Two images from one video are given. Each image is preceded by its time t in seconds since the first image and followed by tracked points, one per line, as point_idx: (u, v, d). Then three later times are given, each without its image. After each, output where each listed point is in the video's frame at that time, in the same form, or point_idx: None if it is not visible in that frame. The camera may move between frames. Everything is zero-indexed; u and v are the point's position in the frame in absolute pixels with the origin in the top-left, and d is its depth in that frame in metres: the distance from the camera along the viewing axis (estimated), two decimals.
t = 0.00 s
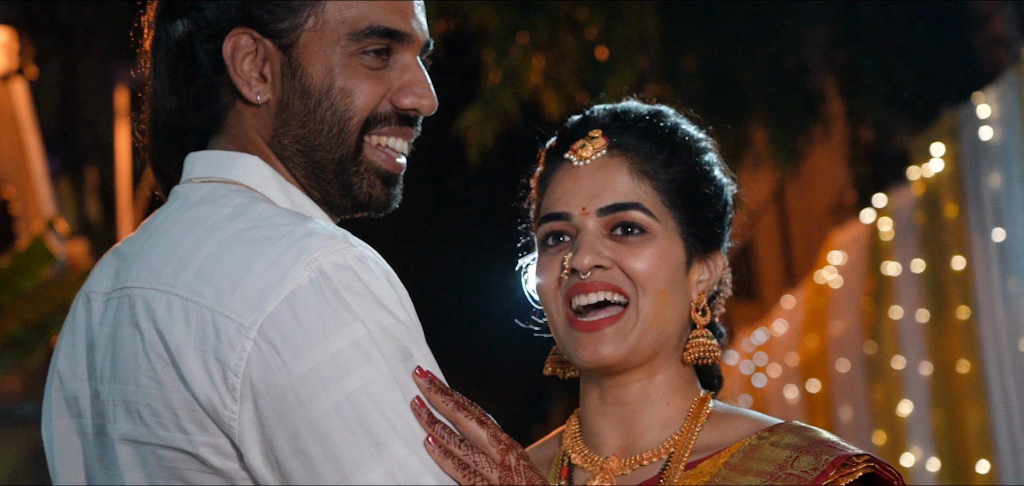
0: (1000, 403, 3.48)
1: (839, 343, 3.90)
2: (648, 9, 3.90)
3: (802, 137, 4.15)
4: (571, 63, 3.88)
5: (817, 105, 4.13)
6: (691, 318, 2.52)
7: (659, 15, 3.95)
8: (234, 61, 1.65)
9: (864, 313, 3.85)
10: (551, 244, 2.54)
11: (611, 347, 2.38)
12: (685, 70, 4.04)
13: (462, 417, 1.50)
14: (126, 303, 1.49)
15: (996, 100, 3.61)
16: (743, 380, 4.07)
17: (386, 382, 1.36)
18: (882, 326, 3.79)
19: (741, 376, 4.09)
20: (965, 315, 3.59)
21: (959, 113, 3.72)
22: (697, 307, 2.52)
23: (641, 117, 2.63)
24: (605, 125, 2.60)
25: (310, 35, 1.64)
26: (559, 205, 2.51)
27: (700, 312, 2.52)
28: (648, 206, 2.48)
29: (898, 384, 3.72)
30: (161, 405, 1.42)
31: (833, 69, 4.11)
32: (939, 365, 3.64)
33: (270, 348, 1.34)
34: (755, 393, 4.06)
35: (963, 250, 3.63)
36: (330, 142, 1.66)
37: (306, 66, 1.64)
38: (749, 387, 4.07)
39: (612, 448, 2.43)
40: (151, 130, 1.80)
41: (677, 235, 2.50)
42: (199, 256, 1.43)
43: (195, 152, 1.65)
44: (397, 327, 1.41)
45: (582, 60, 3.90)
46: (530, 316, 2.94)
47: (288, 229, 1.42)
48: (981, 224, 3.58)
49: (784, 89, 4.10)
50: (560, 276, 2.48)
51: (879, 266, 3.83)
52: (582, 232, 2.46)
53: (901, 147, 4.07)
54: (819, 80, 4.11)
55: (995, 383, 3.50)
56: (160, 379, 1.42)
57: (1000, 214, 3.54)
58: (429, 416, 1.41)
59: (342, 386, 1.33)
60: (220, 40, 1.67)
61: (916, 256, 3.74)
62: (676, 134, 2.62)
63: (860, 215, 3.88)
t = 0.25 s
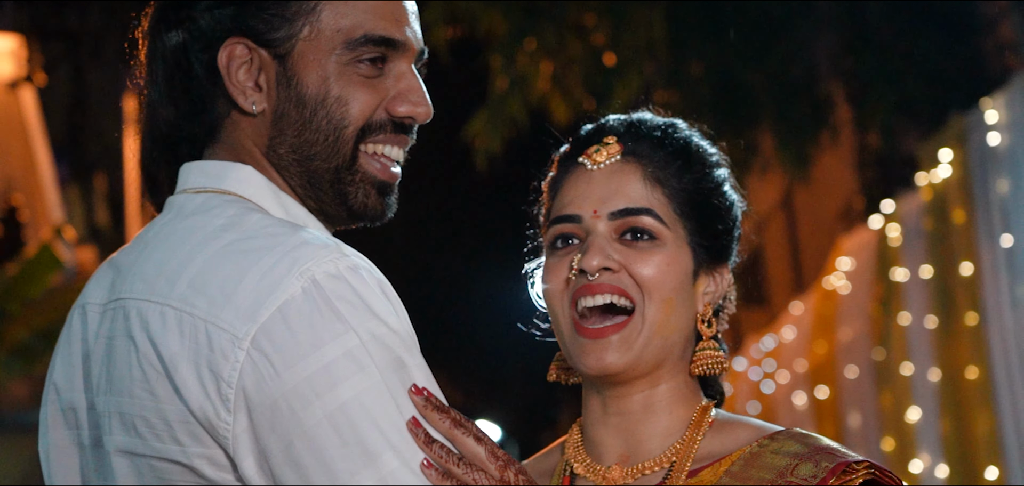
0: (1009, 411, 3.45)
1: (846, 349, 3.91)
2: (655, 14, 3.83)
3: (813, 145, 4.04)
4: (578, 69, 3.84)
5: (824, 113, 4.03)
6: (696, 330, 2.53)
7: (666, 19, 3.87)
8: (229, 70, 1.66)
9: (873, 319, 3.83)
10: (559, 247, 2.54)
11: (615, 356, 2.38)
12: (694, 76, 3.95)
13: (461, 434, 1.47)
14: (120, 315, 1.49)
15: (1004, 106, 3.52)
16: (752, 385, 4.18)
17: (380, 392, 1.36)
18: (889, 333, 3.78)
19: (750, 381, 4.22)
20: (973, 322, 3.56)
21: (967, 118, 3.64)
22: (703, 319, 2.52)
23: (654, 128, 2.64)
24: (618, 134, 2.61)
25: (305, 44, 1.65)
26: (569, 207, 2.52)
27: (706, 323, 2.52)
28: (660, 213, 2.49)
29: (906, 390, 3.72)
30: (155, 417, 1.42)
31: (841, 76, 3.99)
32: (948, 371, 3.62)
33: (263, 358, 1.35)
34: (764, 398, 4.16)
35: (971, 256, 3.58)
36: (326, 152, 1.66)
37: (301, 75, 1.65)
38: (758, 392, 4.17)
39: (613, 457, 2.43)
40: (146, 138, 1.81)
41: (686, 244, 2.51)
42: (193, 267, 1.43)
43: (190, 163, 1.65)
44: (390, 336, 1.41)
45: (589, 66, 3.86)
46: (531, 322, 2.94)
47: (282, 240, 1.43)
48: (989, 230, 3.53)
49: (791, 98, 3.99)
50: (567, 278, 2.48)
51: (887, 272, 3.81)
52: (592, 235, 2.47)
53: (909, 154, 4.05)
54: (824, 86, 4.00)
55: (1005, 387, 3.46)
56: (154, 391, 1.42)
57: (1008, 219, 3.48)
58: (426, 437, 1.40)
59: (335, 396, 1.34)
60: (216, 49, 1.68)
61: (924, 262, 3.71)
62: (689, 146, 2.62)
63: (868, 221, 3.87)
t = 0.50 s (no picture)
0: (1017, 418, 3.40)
1: (854, 355, 3.94)
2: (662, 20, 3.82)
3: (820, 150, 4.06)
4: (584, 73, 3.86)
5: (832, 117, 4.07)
6: (702, 340, 2.54)
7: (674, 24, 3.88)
8: (222, 78, 1.67)
9: (880, 324, 3.84)
10: (568, 248, 2.54)
11: (617, 359, 2.38)
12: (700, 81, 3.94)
13: (461, 458, 1.48)
14: (115, 325, 1.49)
15: (1012, 111, 3.44)
16: (760, 391, 4.31)
17: (373, 402, 1.36)
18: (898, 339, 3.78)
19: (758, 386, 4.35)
20: (981, 327, 3.53)
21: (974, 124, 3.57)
22: (709, 330, 2.53)
23: (670, 138, 2.64)
24: (633, 142, 2.61)
25: (296, 49, 1.65)
26: (581, 209, 2.52)
27: (711, 335, 2.54)
28: (670, 220, 2.50)
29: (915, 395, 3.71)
30: (149, 427, 1.42)
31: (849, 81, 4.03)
32: (957, 377, 3.60)
33: (256, 368, 1.35)
34: (772, 403, 4.27)
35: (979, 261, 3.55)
36: (322, 156, 1.66)
37: (293, 80, 1.65)
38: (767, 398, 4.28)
39: (613, 467, 2.43)
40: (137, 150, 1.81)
41: (695, 252, 2.51)
42: (187, 276, 1.43)
43: (184, 172, 1.65)
44: (384, 345, 1.40)
45: (596, 70, 3.87)
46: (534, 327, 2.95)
47: (275, 249, 1.43)
48: (996, 235, 3.47)
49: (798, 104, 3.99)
50: (574, 280, 2.47)
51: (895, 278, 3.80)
52: (602, 238, 2.47)
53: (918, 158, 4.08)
54: (832, 92, 4.04)
55: (1014, 393, 3.41)
56: (148, 401, 1.42)
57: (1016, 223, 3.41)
58: (428, 467, 1.39)
59: (327, 406, 1.33)
60: (208, 58, 1.69)
61: (932, 268, 3.69)
62: (702, 162, 2.62)
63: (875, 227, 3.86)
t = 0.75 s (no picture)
0: None
1: (862, 358, 3.95)
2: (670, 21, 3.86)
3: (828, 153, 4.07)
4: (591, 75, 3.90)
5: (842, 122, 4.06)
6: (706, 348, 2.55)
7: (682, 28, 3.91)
8: (217, 85, 1.67)
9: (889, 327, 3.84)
10: (576, 251, 2.54)
11: (620, 358, 2.38)
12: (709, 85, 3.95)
13: None
14: (110, 331, 1.49)
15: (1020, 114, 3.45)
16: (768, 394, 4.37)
17: (365, 408, 1.36)
18: (905, 342, 3.77)
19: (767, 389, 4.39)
20: (989, 332, 3.52)
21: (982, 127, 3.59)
22: (714, 341, 2.55)
23: (682, 146, 2.66)
24: (647, 148, 2.63)
25: (291, 54, 1.65)
26: (591, 213, 2.54)
27: (716, 344, 2.55)
28: (680, 228, 2.51)
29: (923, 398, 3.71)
30: (143, 432, 1.42)
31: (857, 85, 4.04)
32: (963, 380, 3.59)
33: (248, 375, 1.35)
34: (780, 406, 4.33)
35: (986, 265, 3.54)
36: (319, 160, 1.66)
37: (288, 85, 1.65)
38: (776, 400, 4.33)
39: (614, 473, 2.43)
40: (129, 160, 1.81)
41: (703, 262, 2.52)
42: (181, 281, 1.43)
43: (180, 178, 1.65)
44: (377, 351, 1.40)
45: (605, 72, 3.91)
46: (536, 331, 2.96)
47: (268, 254, 1.43)
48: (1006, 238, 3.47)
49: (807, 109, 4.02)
50: (581, 283, 2.47)
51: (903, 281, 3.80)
52: (610, 242, 2.48)
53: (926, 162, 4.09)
54: (842, 98, 4.06)
55: (1022, 399, 3.42)
56: (142, 406, 1.42)
57: None
58: None
59: (320, 412, 1.34)
60: (202, 64, 1.69)
61: (939, 271, 3.68)
62: (713, 169, 2.64)
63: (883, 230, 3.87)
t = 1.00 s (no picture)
0: None
1: (871, 359, 4.00)
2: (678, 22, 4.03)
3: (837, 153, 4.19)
4: (599, 79, 4.08)
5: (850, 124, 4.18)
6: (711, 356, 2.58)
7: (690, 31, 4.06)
8: (216, 87, 1.66)
9: (898, 329, 3.89)
10: (585, 255, 2.58)
11: (621, 355, 2.39)
12: (715, 85, 4.13)
13: None
14: (105, 336, 1.48)
15: None
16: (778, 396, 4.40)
17: (359, 414, 1.34)
18: (915, 343, 3.81)
19: (776, 392, 4.44)
20: (998, 333, 3.55)
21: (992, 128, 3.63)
22: (718, 347, 2.57)
23: (693, 153, 2.70)
24: (657, 154, 2.67)
25: (291, 58, 1.64)
26: (601, 218, 2.57)
27: (720, 351, 2.57)
28: (687, 236, 2.54)
29: (932, 399, 3.75)
30: (137, 438, 1.41)
31: (867, 85, 4.18)
32: (973, 382, 3.62)
33: (243, 381, 1.34)
34: (790, 408, 4.36)
35: (996, 267, 3.58)
36: (318, 166, 1.66)
37: (288, 89, 1.64)
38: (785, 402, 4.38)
39: (616, 476, 2.47)
40: (124, 161, 1.81)
41: (709, 270, 2.55)
42: (176, 287, 1.43)
43: (176, 182, 1.64)
44: (372, 357, 1.38)
45: (612, 75, 4.09)
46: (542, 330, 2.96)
47: (263, 260, 1.42)
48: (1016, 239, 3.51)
49: (816, 107, 4.16)
50: (588, 288, 2.50)
51: (913, 283, 3.85)
52: (618, 248, 2.50)
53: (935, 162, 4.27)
54: (852, 100, 4.18)
55: None
56: (136, 412, 1.41)
57: None
58: None
59: (314, 418, 1.33)
60: (201, 66, 1.68)
61: (950, 273, 3.73)
62: (722, 175, 2.68)
63: (893, 231, 3.95)
